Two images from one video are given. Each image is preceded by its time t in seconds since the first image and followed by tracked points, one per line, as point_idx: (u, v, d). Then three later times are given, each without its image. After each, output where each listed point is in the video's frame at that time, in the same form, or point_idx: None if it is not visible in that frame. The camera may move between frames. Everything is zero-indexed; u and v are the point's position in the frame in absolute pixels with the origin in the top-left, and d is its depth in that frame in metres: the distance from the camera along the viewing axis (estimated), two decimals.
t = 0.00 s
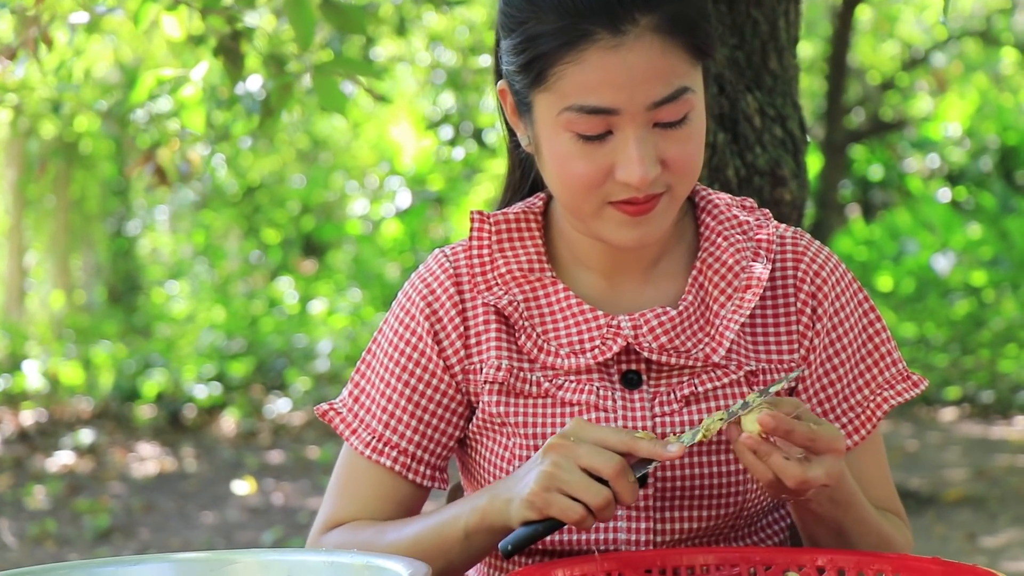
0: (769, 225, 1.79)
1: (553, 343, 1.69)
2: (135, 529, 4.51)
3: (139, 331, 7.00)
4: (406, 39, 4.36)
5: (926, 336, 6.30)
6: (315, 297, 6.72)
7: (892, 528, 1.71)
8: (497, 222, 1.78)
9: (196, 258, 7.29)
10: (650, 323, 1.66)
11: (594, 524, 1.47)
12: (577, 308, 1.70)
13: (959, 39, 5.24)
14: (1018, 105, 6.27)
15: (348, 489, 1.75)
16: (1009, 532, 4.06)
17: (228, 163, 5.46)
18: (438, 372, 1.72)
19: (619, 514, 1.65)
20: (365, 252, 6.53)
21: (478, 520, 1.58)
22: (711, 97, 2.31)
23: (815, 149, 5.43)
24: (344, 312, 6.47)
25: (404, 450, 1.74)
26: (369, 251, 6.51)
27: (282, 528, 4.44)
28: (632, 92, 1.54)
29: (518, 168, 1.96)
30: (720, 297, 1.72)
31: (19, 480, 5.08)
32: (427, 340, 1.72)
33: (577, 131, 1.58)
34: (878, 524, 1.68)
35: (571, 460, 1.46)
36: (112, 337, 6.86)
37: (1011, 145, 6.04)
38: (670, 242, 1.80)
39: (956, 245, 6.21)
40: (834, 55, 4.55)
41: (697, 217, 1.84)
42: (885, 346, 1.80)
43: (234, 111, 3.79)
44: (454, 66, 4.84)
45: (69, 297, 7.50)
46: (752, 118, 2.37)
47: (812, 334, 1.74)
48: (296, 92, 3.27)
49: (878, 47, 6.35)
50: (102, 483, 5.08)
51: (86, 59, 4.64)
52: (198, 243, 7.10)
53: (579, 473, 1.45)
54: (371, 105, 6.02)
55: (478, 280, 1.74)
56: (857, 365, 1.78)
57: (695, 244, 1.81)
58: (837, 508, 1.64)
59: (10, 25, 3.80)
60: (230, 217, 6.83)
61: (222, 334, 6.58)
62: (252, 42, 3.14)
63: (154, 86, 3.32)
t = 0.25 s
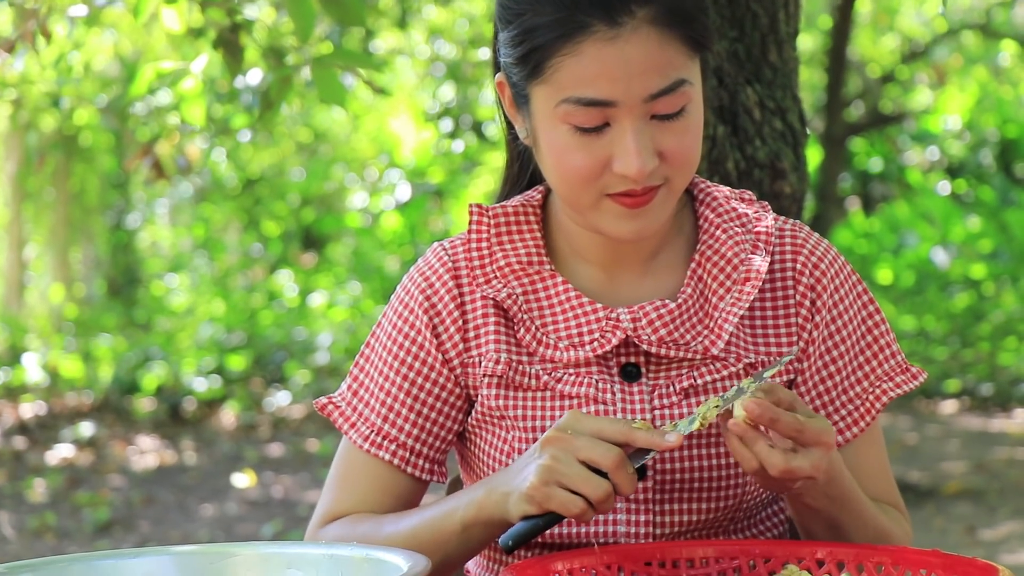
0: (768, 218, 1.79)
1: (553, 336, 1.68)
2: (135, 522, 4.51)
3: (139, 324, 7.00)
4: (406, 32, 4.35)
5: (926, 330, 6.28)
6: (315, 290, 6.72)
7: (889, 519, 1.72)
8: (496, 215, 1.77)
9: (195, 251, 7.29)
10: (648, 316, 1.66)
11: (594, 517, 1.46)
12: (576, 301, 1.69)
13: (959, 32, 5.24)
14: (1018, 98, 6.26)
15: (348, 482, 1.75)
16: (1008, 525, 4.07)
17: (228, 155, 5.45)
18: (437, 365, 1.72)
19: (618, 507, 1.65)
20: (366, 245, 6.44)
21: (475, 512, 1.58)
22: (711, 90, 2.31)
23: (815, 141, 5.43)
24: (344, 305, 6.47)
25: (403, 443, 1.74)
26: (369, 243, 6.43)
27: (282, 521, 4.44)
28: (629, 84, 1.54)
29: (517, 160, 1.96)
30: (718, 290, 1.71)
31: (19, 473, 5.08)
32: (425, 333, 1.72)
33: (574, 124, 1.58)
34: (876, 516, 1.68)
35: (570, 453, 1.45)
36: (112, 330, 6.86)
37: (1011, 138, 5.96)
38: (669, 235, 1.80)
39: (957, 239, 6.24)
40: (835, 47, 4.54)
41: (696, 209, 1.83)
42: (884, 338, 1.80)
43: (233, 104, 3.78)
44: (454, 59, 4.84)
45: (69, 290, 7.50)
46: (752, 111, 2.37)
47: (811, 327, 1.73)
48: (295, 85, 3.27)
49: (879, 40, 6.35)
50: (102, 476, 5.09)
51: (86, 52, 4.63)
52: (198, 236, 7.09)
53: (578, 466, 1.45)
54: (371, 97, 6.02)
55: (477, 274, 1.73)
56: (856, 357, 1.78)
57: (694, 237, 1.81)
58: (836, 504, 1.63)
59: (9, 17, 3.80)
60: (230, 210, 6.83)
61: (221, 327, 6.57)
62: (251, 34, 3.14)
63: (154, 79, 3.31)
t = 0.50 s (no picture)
0: (767, 211, 1.79)
1: (551, 330, 1.68)
2: (136, 516, 4.52)
3: (139, 318, 7.01)
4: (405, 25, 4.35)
5: (926, 323, 6.34)
6: (315, 284, 6.72)
7: (889, 513, 1.72)
8: (495, 208, 1.77)
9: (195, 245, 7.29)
10: (647, 308, 1.66)
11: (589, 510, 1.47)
12: (575, 294, 1.69)
13: (959, 25, 5.23)
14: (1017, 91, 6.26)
15: (345, 474, 1.75)
16: (1009, 518, 4.07)
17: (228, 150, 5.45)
18: (436, 359, 1.72)
19: (617, 499, 1.65)
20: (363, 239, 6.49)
21: (468, 506, 1.58)
22: (711, 83, 2.31)
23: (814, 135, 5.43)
24: (345, 299, 6.47)
25: (400, 436, 1.74)
26: (366, 238, 6.48)
27: (282, 515, 4.44)
28: (626, 77, 1.54)
29: (515, 154, 1.96)
30: (718, 282, 1.71)
31: (19, 467, 5.08)
32: (424, 327, 1.72)
33: (572, 117, 1.57)
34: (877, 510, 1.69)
35: (565, 446, 1.46)
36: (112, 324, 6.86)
37: (1011, 131, 5.95)
38: (668, 228, 1.80)
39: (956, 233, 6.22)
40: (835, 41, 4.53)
41: (695, 203, 1.83)
42: (885, 331, 1.80)
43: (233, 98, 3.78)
44: (454, 53, 4.84)
45: (69, 284, 7.50)
46: (752, 105, 2.36)
47: (811, 319, 1.73)
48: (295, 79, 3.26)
49: (879, 33, 6.34)
50: (103, 470, 5.09)
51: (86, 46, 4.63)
52: (198, 230, 7.09)
53: (574, 459, 1.45)
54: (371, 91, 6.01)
55: (476, 267, 1.73)
56: (856, 350, 1.78)
57: (694, 230, 1.80)
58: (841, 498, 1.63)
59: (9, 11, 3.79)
60: (230, 204, 6.83)
61: (221, 321, 6.58)
62: (251, 27, 3.14)
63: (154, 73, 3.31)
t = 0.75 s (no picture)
0: (766, 204, 1.78)
1: (550, 321, 1.68)
2: (135, 509, 4.52)
3: (139, 312, 7.01)
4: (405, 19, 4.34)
5: (926, 317, 6.29)
6: (315, 277, 6.71)
7: (889, 503, 1.72)
8: (493, 201, 1.77)
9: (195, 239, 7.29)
10: (646, 300, 1.66)
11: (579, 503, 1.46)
12: (572, 285, 1.69)
13: (958, 19, 5.23)
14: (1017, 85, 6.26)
15: (338, 464, 1.75)
16: (1008, 512, 4.07)
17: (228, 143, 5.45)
18: (434, 351, 1.72)
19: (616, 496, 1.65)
20: (364, 232, 6.39)
21: (459, 497, 1.58)
22: (710, 77, 2.31)
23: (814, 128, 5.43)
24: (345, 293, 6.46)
25: (394, 428, 1.74)
26: (369, 231, 6.37)
27: (282, 508, 4.44)
28: (627, 71, 1.53)
29: (514, 147, 1.95)
30: (717, 274, 1.71)
31: (19, 460, 5.09)
32: (422, 319, 1.72)
33: (572, 110, 1.57)
34: (876, 502, 1.69)
35: (559, 437, 1.45)
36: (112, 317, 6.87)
37: (1011, 125, 5.99)
38: (667, 221, 1.80)
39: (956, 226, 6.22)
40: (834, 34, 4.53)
41: (695, 196, 1.83)
42: (885, 324, 1.80)
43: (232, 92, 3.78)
44: (454, 46, 4.84)
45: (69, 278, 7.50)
46: (752, 98, 2.36)
47: (811, 312, 1.73)
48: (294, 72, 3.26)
49: (879, 27, 6.34)
50: (102, 463, 5.10)
51: (86, 39, 4.63)
52: (198, 224, 7.09)
53: (566, 451, 1.45)
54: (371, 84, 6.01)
55: (474, 260, 1.73)
56: (856, 342, 1.78)
57: (692, 224, 1.80)
58: (837, 487, 1.64)
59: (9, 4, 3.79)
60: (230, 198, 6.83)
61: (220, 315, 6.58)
62: (251, 21, 3.13)
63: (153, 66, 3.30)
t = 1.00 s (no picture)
0: (766, 197, 1.78)
1: (550, 315, 1.68)
2: (136, 504, 4.52)
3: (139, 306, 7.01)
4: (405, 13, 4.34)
5: (926, 312, 6.31)
6: (315, 272, 6.71)
7: (889, 496, 1.72)
8: (493, 195, 1.77)
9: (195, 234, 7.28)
10: (646, 293, 1.66)
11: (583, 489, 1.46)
12: (573, 279, 1.69)
13: (958, 14, 5.22)
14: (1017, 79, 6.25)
15: (339, 460, 1.75)
16: (1009, 507, 4.07)
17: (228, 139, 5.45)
18: (434, 345, 1.72)
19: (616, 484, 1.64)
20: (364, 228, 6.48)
21: (472, 486, 1.58)
22: (711, 72, 2.30)
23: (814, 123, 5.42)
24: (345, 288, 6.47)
25: (397, 422, 1.74)
26: (366, 227, 6.48)
27: (283, 503, 4.45)
28: (625, 66, 1.53)
29: (514, 142, 1.95)
30: (717, 268, 1.71)
31: (19, 455, 5.09)
32: (422, 313, 1.72)
33: (571, 105, 1.57)
34: (875, 493, 1.69)
35: (566, 422, 1.46)
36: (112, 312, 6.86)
37: (1012, 119, 5.99)
38: (667, 215, 1.80)
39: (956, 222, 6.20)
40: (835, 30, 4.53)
41: (694, 190, 1.83)
42: (885, 317, 1.80)
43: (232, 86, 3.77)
44: (454, 41, 4.83)
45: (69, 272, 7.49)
46: (752, 93, 2.36)
47: (811, 305, 1.73)
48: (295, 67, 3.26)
49: (879, 22, 6.33)
50: (103, 458, 5.10)
51: (85, 33, 4.62)
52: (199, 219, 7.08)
53: (573, 437, 1.45)
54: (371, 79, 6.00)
55: (475, 254, 1.73)
56: (857, 335, 1.78)
57: (693, 217, 1.80)
58: (838, 480, 1.64)
59: None
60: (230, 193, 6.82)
61: (220, 310, 6.58)
62: (251, 15, 3.13)
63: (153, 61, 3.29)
